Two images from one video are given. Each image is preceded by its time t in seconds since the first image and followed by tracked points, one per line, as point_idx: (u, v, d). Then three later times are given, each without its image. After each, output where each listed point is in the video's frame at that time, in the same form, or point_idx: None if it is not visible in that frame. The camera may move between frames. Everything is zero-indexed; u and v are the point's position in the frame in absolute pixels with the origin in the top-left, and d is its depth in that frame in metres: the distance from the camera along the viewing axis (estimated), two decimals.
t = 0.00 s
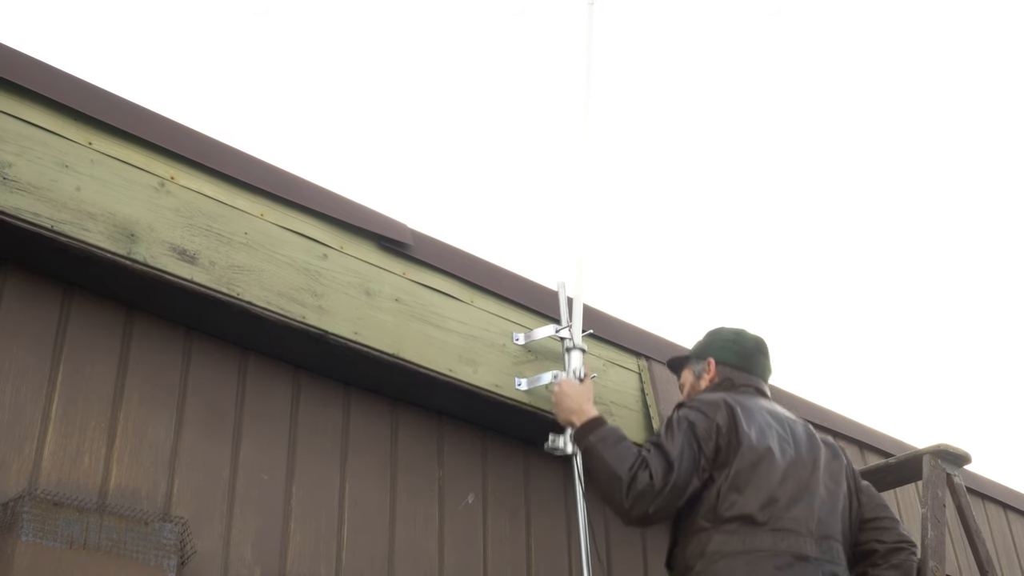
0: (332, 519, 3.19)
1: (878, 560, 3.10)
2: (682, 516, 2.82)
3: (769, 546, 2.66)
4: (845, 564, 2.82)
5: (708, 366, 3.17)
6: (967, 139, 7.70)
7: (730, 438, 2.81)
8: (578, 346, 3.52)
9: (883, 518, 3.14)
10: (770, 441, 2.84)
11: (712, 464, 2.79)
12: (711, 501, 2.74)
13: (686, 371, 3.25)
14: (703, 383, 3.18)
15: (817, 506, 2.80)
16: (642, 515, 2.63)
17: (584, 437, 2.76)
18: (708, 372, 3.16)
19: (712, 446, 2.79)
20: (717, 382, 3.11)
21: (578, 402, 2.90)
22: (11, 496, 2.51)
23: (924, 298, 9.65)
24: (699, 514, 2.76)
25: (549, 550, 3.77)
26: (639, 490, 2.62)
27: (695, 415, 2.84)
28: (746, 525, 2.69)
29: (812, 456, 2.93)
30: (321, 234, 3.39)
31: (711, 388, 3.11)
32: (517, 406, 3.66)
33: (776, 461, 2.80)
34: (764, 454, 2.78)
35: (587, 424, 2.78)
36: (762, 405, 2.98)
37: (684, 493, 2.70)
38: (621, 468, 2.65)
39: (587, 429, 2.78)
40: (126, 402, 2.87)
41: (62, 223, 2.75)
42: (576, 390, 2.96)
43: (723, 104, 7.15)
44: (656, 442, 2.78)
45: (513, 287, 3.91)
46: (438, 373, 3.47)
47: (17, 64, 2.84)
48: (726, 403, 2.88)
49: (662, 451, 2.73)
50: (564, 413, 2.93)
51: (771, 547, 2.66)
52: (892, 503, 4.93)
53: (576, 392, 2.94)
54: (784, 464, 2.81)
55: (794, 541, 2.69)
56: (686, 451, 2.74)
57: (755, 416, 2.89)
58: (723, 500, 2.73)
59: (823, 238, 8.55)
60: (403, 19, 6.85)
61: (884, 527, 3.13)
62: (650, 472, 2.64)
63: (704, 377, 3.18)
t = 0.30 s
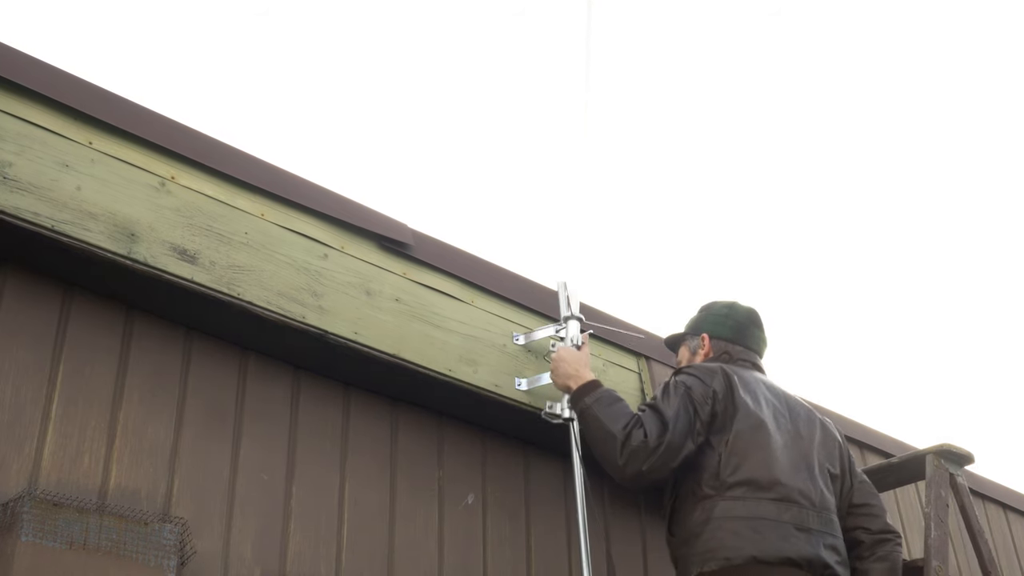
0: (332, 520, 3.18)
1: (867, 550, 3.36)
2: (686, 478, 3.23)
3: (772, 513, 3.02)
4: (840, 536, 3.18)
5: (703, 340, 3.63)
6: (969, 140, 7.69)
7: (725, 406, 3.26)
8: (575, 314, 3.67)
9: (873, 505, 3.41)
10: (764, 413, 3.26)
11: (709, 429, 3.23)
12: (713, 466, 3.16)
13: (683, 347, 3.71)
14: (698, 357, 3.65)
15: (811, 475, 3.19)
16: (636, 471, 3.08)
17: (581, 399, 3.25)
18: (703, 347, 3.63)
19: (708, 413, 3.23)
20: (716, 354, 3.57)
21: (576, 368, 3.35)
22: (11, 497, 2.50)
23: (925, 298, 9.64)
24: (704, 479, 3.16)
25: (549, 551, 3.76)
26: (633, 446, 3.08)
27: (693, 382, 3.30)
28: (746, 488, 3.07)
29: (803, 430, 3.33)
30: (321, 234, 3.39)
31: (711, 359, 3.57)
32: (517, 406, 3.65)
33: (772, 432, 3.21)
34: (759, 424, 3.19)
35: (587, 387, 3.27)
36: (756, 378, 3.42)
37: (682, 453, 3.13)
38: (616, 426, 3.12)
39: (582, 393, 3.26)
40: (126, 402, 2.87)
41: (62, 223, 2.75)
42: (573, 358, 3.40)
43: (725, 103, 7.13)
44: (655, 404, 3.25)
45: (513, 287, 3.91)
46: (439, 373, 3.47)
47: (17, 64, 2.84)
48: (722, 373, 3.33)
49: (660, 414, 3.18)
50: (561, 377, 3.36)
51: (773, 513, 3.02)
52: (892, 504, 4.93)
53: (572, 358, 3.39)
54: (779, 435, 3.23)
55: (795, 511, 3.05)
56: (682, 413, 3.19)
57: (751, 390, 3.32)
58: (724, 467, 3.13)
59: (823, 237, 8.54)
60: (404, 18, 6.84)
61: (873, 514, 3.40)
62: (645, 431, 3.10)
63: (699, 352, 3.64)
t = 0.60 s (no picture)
0: (332, 520, 3.18)
1: (859, 548, 3.34)
2: (689, 470, 3.23)
3: (780, 506, 3.02)
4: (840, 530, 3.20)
5: (702, 332, 3.63)
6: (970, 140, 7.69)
7: (727, 398, 3.27)
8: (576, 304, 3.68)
9: (866, 503, 3.42)
10: (766, 404, 3.27)
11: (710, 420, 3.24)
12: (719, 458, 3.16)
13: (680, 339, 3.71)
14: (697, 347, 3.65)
15: (815, 469, 3.20)
16: (633, 462, 3.09)
17: (580, 389, 3.26)
18: (702, 338, 3.64)
19: (709, 403, 3.24)
20: (716, 346, 3.58)
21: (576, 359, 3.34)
22: (11, 496, 2.49)
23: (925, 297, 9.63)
24: (710, 472, 3.16)
25: (550, 551, 3.76)
26: (632, 436, 3.09)
27: (694, 372, 3.31)
28: (753, 481, 3.07)
29: (801, 423, 3.35)
30: (322, 234, 3.39)
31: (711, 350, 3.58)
32: (517, 406, 3.65)
33: (776, 424, 3.22)
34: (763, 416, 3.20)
35: (586, 376, 3.27)
36: (756, 369, 3.43)
37: (680, 443, 3.14)
38: (614, 416, 3.13)
39: (581, 384, 3.27)
40: (126, 402, 2.86)
41: (62, 223, 2.75)
42: (572, 348, 3.39)
43: (724, 103, 7.13)
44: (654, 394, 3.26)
45: (513, 287, 3.91)
46: (439, 373, 3.47)
47: (17, 63, 2.84)
48: (723, 364, 3.34)
49: (660, 403, 3.19)
50: (561, 368, 3.37)
51: (781, 507, 3.02)
52: (892, 504, 4.93)
53: (572, 349, 3.39)
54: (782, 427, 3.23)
55: (801, 504, 3.06)
56: (683, 404, 3.20)
57: (751, 381, 3.33)
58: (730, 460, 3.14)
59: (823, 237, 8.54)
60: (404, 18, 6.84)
61: (865, 511, 3.40)
62: (642, 421, 3.12)
63: (698, 343, 3.65)
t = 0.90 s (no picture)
0: (332, 520, 3.18)
1: (855, 542, 3.33)
2: (689, 471, 3.24)
3: (780, 507, 3.02)
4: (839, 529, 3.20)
5: (682, 339, 3.68)
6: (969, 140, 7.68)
7: (725, 398, 3.27)
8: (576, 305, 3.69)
9: (861, 498, 3.43)
10: (764, 403, 3.27)
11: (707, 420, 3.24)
12: (719, 459, 3.17)
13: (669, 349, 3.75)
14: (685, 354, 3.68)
15: (814, 468, 3.21)
16: (632, 462, 3.09)
17: (579, 389, 3.25)
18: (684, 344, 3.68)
19: (707, 403, 3.25)
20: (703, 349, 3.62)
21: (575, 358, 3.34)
22: (11, 496, 2.49)
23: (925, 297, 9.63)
24: (710, 472, 3.17)
25: (549, 551, 3.76)
26: (632, 436, 3.10)
27: (691, 372, 3.32)
28: (754, 481, 3.08)
29: (799, 422, 3.36)
30: (321, 234, 3.39)
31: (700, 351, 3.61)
32: (517, 406, 3.65)
33: (775, 424, 3.22)
34: (762, 417, 3.20)
35: (584, 376, 3.27)
36: (752, 367, 3.43)
37: (678, 443, 3.14)
38: (613, 416, 3.14)
39: (580, 384, 3.27)
40: (126, 402, 2.86)
41: (62, 223, 2.75)
42: (571, 348, 3.39)
43: (724, 102, 7.13)
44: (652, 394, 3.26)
45: (513, 287, 3.91)
46: (438, 373, 3.47)
47: (17, 63, 2.84)
48: (721, 363, 3.35)
49: (658, 403, 3.20)
50: (561, 367, 3.37)
51: (781, 507, 3.02)
52: (892, 504, 4.93)
53: (572, 348, 3.38)
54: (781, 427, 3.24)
55: (801, 504, 3.06)
56: (681, 404, 3.22)
57: (749, 380, 3.33)
58: (729, 461, 3.14)
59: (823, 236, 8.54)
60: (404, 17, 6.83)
61: (861, 506, 3.40)
62: (641, 422, 3.12)
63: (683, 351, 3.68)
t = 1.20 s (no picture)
0: (332, 520, 3.18)
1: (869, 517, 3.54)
2: (687, 471, 3.24)
3: (777, 504, 3.02)
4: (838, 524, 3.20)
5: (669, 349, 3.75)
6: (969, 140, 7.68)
7: (720, 397, 3.27)
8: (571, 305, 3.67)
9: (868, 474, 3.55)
10: (759, 401, 3.27)
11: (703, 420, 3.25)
12: (715, 458, 3.16)
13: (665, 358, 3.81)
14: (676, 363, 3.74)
15: (811, 464, 3.20)
16: (631, 463, 3.10)
17: (576, 390, 3.25)
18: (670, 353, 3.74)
19: (702, 403, 3.25)
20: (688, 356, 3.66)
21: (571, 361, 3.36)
22: (11, 496, 2.49)
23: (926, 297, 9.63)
24: (706, 471, 3.17)
25: (549, 551, 3.76)
26: (629, 438, 3.10)
27: (686, 373, 3.33)
28: (750, 479, 3.07)
29: (796, 419, 3.35)
30: (321, 234, 3.39)
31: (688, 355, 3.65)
32: (517, 405, 3.66)
33: (770, 421, 3.21)
34: (757, 415, 3.19)
35: (580, 378, 3.28)
36: (747, 366, 3.43)
37: (675, 444, 3.15)
38: (610, 418, 3.15)
39: (577, 385, 3.27)
40: (126, 403, 2.86)
41: (62, 223, 2.75)
42: (568, 350, 3.40)
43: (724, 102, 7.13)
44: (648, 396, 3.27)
45: (513, 287, 3.92)
46: (438, 373, 3.47)
47: (17, 63, 2.84)
48: (715, 363, 3.35)
49: (654, 404, 3.20)
50: (558, 369, 3.38)
51: (778, 505, 3.02)
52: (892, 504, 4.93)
53: (568, 350, 3.40)
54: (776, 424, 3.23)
55: (799, 501, 3.05)
56: (676, 405, 3.22)
57: (744, 379, 3.33)
58: (725, 460, 3.14)
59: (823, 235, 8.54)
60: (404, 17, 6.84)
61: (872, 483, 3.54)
62: (639, 423, 3.13)
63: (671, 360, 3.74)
